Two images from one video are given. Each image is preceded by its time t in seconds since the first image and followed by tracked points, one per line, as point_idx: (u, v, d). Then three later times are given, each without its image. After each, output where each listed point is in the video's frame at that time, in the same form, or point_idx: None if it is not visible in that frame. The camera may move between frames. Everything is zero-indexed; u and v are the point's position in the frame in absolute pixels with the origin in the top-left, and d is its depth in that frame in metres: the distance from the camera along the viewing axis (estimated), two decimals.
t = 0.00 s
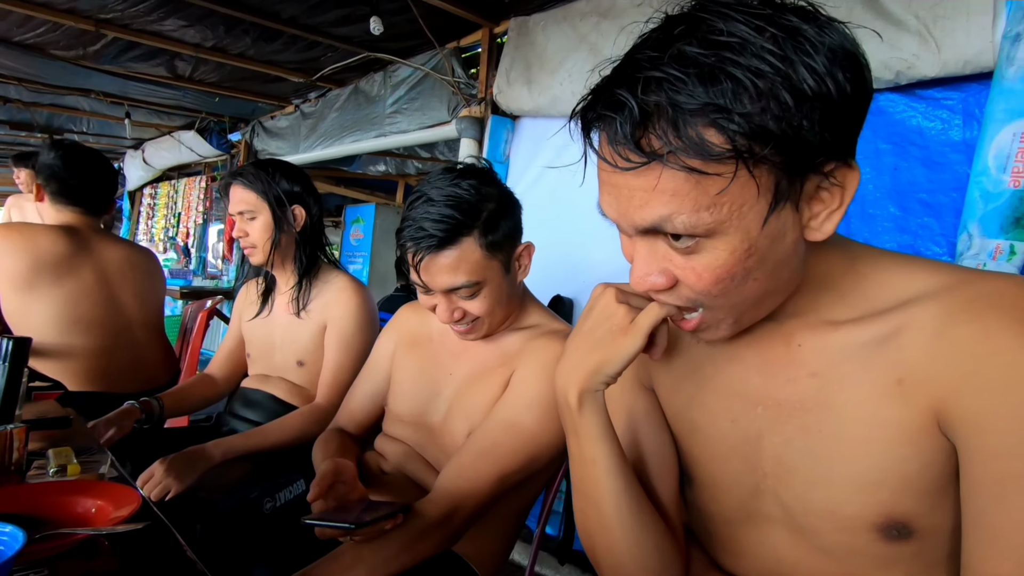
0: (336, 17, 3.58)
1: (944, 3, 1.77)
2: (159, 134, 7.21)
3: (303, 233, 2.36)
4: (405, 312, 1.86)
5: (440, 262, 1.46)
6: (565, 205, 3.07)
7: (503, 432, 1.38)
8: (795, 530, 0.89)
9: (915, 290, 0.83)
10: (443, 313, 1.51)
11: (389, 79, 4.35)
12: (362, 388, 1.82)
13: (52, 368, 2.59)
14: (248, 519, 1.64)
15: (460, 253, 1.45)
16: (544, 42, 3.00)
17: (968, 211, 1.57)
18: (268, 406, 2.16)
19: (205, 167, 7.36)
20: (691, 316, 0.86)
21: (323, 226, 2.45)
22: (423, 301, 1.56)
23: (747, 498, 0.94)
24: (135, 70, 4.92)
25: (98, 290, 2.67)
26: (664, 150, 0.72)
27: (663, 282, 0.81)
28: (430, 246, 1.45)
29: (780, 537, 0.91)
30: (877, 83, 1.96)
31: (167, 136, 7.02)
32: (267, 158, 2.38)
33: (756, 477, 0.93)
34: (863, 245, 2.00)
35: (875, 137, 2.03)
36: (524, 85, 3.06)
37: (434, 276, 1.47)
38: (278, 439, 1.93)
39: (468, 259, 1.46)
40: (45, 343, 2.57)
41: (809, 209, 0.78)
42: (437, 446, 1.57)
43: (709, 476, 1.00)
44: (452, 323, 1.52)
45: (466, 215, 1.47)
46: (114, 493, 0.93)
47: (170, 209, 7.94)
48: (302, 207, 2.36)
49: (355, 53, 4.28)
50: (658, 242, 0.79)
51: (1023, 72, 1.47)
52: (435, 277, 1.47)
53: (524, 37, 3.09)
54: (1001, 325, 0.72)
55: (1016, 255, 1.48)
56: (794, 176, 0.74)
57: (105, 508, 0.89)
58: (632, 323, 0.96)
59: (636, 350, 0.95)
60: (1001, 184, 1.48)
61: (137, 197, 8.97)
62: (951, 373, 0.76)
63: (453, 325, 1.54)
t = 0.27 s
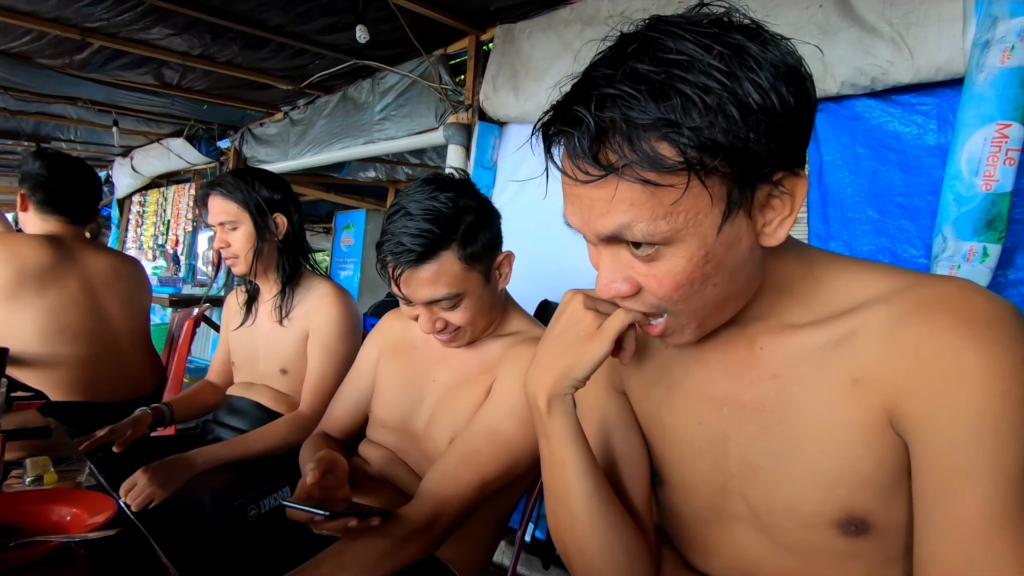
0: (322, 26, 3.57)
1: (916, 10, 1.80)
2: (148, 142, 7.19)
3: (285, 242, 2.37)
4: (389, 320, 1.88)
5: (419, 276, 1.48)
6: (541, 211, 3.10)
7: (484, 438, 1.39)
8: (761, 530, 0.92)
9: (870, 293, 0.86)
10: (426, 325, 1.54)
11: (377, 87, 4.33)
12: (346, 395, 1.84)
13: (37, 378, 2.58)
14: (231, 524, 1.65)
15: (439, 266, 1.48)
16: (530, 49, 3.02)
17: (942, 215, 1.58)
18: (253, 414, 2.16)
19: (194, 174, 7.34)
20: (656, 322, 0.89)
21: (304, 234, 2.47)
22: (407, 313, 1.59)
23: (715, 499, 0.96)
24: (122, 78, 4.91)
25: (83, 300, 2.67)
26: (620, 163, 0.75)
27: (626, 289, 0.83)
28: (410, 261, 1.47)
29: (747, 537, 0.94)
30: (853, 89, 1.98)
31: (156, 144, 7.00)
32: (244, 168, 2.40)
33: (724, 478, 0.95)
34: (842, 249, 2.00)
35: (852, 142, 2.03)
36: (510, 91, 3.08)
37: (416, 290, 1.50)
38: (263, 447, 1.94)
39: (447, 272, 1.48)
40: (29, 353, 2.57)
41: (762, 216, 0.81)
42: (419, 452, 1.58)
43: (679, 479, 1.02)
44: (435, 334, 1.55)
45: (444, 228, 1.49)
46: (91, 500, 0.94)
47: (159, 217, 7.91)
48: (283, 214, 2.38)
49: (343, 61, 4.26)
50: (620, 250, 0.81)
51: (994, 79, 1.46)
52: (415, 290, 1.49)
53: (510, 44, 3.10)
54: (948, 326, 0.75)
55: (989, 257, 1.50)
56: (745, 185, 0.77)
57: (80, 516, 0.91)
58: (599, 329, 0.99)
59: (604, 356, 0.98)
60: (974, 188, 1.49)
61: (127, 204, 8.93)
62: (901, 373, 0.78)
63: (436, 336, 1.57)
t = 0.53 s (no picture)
0: (314, 34, 3.60)
1: (894, 18, 1.83)
2: (142, 150, 7.20)
3: (279, 248, 2.40)
4: (375, 326, 1.90)
5: (399, 281, 1.51)
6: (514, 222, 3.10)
7: (467, 441, 1.42)
8: (729, 527, 0.95)
9: (831, 296, 0.90)
10: (408, 330, 1.57)
11: (369, 94, 4.32)
12: (333, 400, 1.86)
13: (28, 386, 2.60)
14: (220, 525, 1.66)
15: (419, 272, 1.51)
16: (519, 56, 3.01)
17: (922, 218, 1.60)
18: (244, 419, 2.18)
19: (188, 182, 7.35)
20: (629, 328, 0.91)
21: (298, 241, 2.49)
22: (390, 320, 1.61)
23: (686, 498, 0.99)
24: (116, 86, 4.93)
25: (74, 308, 2.69)
26: (586, 175, 0.79)
27: (600, 296, 0.86)
28: (389, 268, 1.50)
29: (715, 534, 0.97)
30: (835, 95, 2.00)
31: (149, 151, 7.01)
32: (237, 177, 2.43)
33: (694, 477, 0.98)
34: (825, 253, 2.01)
35: (835, 147, 2.04)
36: (501, 98, 3.06)
37: (397, 297, 1.53)
38: (253, 452, 1.96)
39: (427, 278, 1.51)
40: (21, 361, 2.58)
41: (724, 220, 0.85)
42: (405, 455, 1.62)
43: (652, 479, 1.05)
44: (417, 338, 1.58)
45: (423, 234, 1.52)
46: (78, 504, 0.97)
47: (153, 224, 7.92)
48: (277, 222, 2.41)
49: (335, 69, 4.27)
50: (592, 258, 0.85)
51: (970, 85, 1.48)
52: (396, 296, 1.52)
53: (499, 52, 3.09)
54: (900, 326, 0.79)
55: (968, 259, 1.52)
56: (705, 190, 0.81)
57: (67, 519, 0.93)
58: (575, 337, 1.03)
59: (580, 364, 1.01)
60: (952, 192, 1.52)
61: (121, 212, 8.91)
62: (857, 372, 0.82)
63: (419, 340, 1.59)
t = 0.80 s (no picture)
0: (314, 45, 3.64)
1: (884, 29, 1.87)
2: (145, 159, 7.26)
3: (279, 256, 2.43)
4: (372, 334, 1.93)
5: (392, 287, 1.55)
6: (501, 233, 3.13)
7: (462, 446, 1.44)
8: (714, 528, 0.97)
9: (807, 303, 0.93)
10: (403, 336, 1.59)
11: (369, 104, 4.36)
12: (332, 407, 1.89)
13: (31, 394, 2.63)
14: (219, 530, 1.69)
15: (411, 278, 1.54)
16: (517, 65, 3.03)
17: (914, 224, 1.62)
18: (244, 426, 2.20)
19: (191, 190, 7.39)
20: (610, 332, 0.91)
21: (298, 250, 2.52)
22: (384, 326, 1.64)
23: (672, 500, 1.02)
24: (119, 97, 4.98)
25: (76, 316, 2.72)
26: (566, 191, 0.83)
27: (587, 307, 0.88)
28: (382, 274, 1.54)
29: (700, 536, 0.99)
30: (828, 104, 2.02)
31: (152, 161, 7.07)
32: (239, 187, 2.46)
33: (680, 480, 1.00)
34: (820, 260, 2.03)
35: (828, 155, 2.07)
36: (499, 108, 3.09)
37: (390, 303, 1.56)
38: (252, 458, 1.98)
39: (419, 283, 1.54)
40: (23, 369, 2.61)
41: (701, 225, 0.89)
42: (401, 461, 1.64)
43: (640, 483, 1.07)
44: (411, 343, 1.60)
45: (415, 241, 1.55)
46: (79, 508, 0.99)
47: (155, 232, 7.96)
48: (277, 230, 2.44)
49: (336, 79, 4.31)
50: (578, 271, 0.88)
51: (960, 94, 1.51)
52: (390, 302, 1.55)
53: (497, 62, 3.12)
54: (871, 331, 0.83)
55: (960, 265, 1.54)
56: (679, 197, 0.85)
57: (69, 523, 0.95)
58: (551, 365, 1.02)
59: (556, 393, 1.02)
60: (943, 199, 1.53)
61: (123, 220, 8.96)
62: (832, 375, 0.86)
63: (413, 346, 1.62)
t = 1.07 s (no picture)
0: (319, 54, 3.68)
1: (884, 34, 1.88)
2: (151, 167, 7.32)
3: (284, 263, 2.45)
4: (376, 339, 1.95)
5: (396, 291, 1.56)
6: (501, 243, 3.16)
7: (466, 450, 1.45)
8: (714, 529, 0.98)
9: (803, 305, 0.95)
10: (407, 340, 1.61)
11: (373, 111, 4.39)
12: (336, 412, 1.90)
13: (39, 400, 2.65)
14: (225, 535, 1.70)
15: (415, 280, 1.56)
16: (519, 73, 3.05)
17: (916, 228, 1.63)
18: (251, 431, 2.22)
19: (197, 198, 7.45)
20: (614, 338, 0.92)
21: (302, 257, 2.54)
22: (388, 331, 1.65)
23: (673, 502, 1.03)
24: (126, 106, 5.04)
25: (84, 323, 2.74)
26: (565, 200, 0.85)
27: (591, 314, 0.90)
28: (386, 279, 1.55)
29: (701, 537, 1.00)
30: (829, 109, 2.03)
31: (158, 169, 7.13)
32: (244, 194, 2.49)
33: (681, 482, 1.01)
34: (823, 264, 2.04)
35: (830, 159, 2.08)
36: (501, 114, 3.11)
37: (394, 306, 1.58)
38: (258, 463, 2.00)
39: (422, 287, 1.55)
40: (32, 376, 2.64)
41: (695, 225, 0.91)
42: (405, 465, 1.66)
43: (642, 484, 1.09)
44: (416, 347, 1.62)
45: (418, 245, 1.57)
46: (89, 511, 1.01)
47: (162, 240, 8.02)
48: (282, 237, 2.46)
49: (340, 87, 4.35)
50: (580, 278, 0.89)
51: (961, 98, 1.52)
52: (393, 307, 1.57)
53: (500, 69, 3.14)
54: (865, 330, 0.84)
55: (963, 268, 1.55)
56: (674, 198, 0.87)
57: (79, 526, 0.97)
58: (556, 391, 0.97)
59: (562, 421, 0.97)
60: (945, 203, 1.54)
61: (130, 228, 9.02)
62: (827, 374, 0.87)
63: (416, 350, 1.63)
